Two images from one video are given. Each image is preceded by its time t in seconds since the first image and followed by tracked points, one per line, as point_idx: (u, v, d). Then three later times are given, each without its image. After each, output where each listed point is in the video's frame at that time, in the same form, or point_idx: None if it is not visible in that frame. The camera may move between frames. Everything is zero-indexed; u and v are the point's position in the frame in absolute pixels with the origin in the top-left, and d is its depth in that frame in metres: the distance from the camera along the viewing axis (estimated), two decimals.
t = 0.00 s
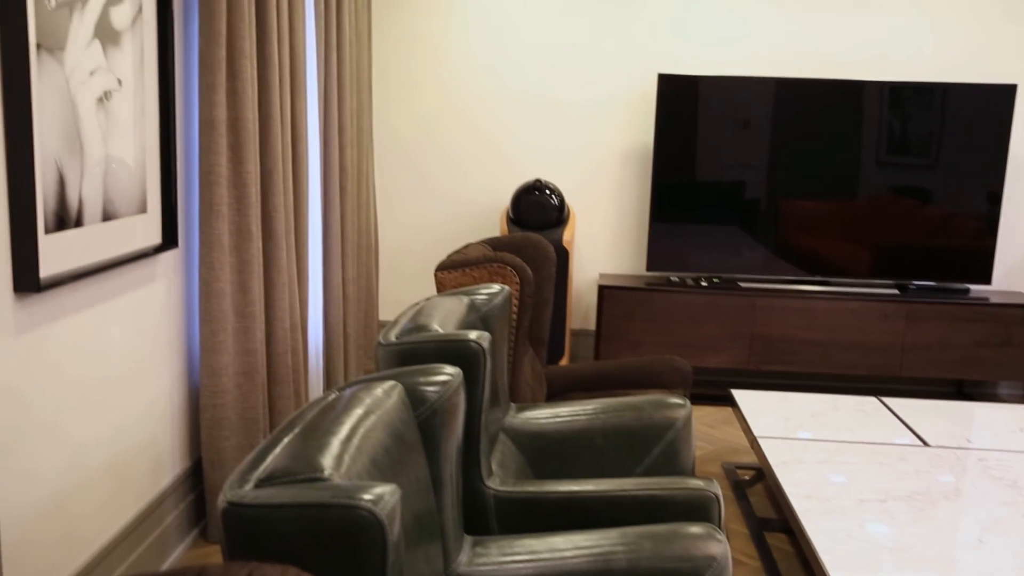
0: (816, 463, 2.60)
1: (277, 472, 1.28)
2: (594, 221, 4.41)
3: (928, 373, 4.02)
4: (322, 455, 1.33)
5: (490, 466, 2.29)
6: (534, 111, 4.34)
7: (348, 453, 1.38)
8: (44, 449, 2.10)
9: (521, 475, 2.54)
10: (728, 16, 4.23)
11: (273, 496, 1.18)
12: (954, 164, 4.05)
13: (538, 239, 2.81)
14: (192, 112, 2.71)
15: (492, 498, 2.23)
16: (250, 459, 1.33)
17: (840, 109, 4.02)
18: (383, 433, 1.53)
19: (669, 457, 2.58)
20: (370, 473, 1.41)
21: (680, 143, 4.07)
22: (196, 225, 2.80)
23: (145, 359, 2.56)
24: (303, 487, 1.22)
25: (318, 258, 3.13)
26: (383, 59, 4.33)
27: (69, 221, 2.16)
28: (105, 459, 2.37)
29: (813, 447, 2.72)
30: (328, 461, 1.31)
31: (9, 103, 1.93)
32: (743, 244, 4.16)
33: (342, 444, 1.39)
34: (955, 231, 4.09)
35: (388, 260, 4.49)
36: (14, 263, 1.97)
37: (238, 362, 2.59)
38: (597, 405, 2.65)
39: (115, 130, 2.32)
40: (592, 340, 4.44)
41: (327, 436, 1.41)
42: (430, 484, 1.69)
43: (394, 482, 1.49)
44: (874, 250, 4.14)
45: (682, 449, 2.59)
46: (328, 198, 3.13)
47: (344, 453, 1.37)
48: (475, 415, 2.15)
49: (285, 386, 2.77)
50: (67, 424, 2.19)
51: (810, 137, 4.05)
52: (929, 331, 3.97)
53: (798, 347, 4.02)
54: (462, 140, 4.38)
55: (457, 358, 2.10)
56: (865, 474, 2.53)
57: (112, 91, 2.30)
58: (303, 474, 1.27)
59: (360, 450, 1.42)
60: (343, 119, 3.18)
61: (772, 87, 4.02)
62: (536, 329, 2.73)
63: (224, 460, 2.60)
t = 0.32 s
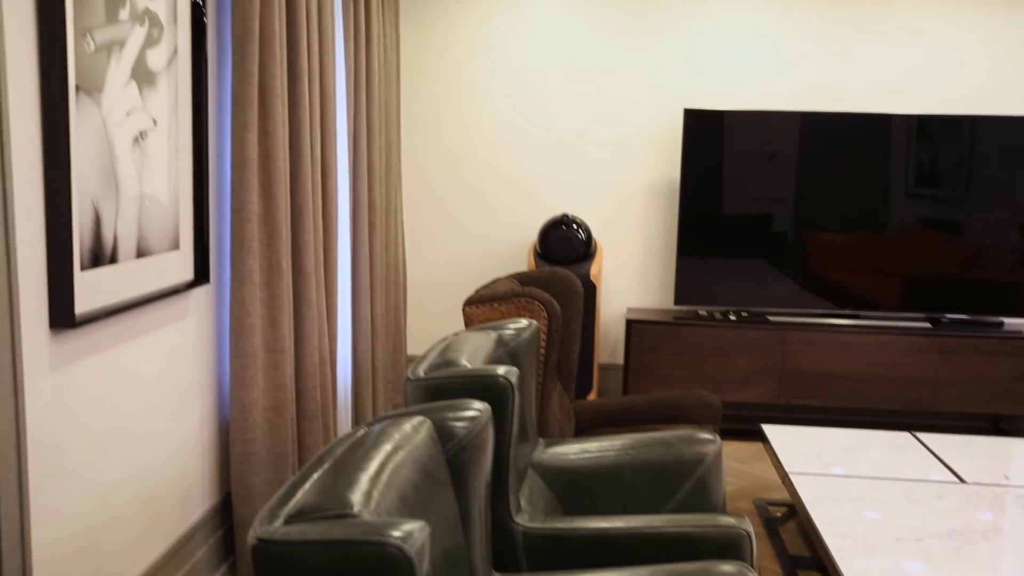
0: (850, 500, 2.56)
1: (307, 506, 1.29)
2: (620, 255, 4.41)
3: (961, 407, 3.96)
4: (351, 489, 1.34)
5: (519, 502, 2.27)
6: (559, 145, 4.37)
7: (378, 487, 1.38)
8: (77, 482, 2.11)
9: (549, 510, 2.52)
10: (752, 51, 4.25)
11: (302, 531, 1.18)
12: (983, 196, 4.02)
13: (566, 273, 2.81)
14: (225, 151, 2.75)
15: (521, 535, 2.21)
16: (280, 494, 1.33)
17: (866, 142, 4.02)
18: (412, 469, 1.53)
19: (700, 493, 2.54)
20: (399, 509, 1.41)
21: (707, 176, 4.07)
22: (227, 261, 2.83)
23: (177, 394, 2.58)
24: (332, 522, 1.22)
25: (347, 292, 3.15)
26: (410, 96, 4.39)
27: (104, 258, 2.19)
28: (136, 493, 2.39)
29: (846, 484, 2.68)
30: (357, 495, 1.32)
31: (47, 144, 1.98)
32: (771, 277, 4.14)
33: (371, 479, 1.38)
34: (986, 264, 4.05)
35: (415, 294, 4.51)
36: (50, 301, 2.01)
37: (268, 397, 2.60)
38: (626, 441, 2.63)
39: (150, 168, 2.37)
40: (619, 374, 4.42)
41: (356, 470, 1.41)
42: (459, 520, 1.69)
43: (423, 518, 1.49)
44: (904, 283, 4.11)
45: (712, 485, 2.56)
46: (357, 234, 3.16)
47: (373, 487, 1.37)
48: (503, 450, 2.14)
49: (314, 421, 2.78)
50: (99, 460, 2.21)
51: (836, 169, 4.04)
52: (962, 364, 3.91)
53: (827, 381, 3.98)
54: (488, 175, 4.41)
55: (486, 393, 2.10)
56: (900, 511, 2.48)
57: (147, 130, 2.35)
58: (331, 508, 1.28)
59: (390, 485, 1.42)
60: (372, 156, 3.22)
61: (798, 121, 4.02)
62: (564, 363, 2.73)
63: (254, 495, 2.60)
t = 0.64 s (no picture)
0: (886, 539, 2.51)
1: (337, 544, 1.29)
2: (648, 289, 4.40)
3: (998, 442, 3.88)
4: (381, 527, 1.33)
5: (549, 539, 2.25)
6: (585, 179, 4.39)
7: (407, 524, 1.37)
8: (108, 518, 2.12)
9: (579, 548, 2.50)
10: (779, 84, 4.26)
11: (331, 569, 1.18)
12: (1015, 229, 3.98)
13: (595, 308, 2.81)
14: (257, 189, 2.79)
15: (551, 572, 2.18)
16: (310, 531, 1.34)
17: (895, 174, 4.00)
18: (441, 506, 1.52)
19: (732, 531, 2.48)
20: (428, 547, 1.39)
21: (734, 210, 4.07)
22: (258, 298, 2.86)
23: (207, 430, 2.59)
24: (360, 561, 1.22)
25: (376, 327, 3.17)
26: (438, 131, 4.44)
27: (138, 295, 2.22)
28: (166, 528, 2.39)
29: (882, 522, 2.63)
30: (387, 533, 1.31)
31: (85, 186, 2.02)
32: (801, 311, 4.11)
33: (400, 517, 1.38)
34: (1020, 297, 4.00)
35: (441, 328, 4.52)
36: (85, 340, 2.04)
37: (297, 433, 2.61)
38: (656, 477, 2.59)
39: (183, 205, 2.41)
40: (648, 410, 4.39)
41: (385, 507, 1.41)
42: (488, 559, 1.66)
43: (452, 556, 1.47)
44: (936, 317, 4.06)
45: (745, 522, 2.50)
46: (387, 270, 3.18)
47: (402, 524, 1.36)
48: (532, 486, 2.12)
49: (343, 457, 2.78)
50: (130, 496, 2.22)
51: (865, 202, 4.03)
52: (997, 399, 3.84)
53: (859, 416, 3.92)
54: (514, 209, 4.43)
55: (515, 429, 2.09)
56: (938, 551, 2.43)
57: (181, 170, 2.39)
58: (361, 545, 1.28)
59: (419, 522, 1.41)
60: (401, 192, 3.25)
61: (826, 155, 4.02)
62: (593, 399, 2.72)
63: (282, 533, 2.60)
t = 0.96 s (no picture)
0: None
1: None
2: (679, 321, 4.37)
3: None
4: (410, 563, 1.31)
5: None
6: (613, 209, 4.39)
7: (437, 560, 1.35)
8: (140, 553, 2.13)
9: None
10: (809, 116, 4.25)
11: None
12: None
13: (625, 341, 2.82)
14: (289, 225, 2.83)
15: None
16: (339, 567, 1.32)
17: (928, 204, 3.96)
18: (472, 541, 1.50)
19: (767, 568, 2.41)
20: None
21: (764, 240, 4.06)
22: (289, 333, 2.88)
23: (239, 463, 2.61)
24: None
25: (406, 360, 3.19)
26: (468, 164, 4.47)
27: (171, 330, 2.25)
28: (197, 562, 2.40)
29: (920, 559, 2.57)
30: (417, 569, 1.29)
31: (122, 224, 2.05)
32: (834, 343, 4.06)
33: (430, 552, 1.36)
34: None
35: (470, 361, 4.52)
36: (119, 374, 2.06)
37: (328, 467, 2.61)
38: (689, 512, 2.52)
39: (217, 240, 2.44)
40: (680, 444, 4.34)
41: (416, 543, 1.39)
42: None
43: None
44: (973, 348, 3.99)
45: (780, 559, 2.43)
46: (417, 304, 3.20)
47: (432, 560, 1.34)
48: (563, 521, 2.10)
49: (373, 491, 2.78)
50: (163, 530, 2.23)
51: (897, 232, 3.99)
52: None
53: (895, 451, 3.85)
54: (541, 239, 4.44)
55: (545, 464, 2.07)
56: None
57: (215, 207, 2.42)
58: None
59: (450, 556, 1.39)
60: (430, 227, 3.28)
61: (857, 186, 4.00)
62: (623, 433, 2.70)
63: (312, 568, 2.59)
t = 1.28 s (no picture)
0: None
1: None
2: (708, 351, 4.34)
3: None
4: None
5: None
6: (640, 237, 4.38)
7: None
8: None
9: None
10: (838, 145, 4.23)
11: None
12: None
13: (655, 372, 2.81)
14: (319, 259, 2.86)
15: None
16: None
17: (961, 232, 3.92)
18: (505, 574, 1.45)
19: None
20: None
21: (794, 268, 4.03)
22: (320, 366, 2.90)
23: (270, 496, 2.62)
24: None
25: (435, 392, 3.19)
26: (495, 193, 4.50)
27: (203, 362, 2.27)
28: None
29: None
30: None
31: (157, 258, 2.08)
32: (867, 373, 4.01)
33: None
34: None
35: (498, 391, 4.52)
36: (152, 408, 2.09)
37: (357, 499, 2.61)
38: (721, 546, 2.46)
39: (248, 273, 2.46)
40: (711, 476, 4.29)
41: None
42: None
43: None
44: (1010, 379, 3.92)
45: None
46: (446, 335, 3.21)
47: None
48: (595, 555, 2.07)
49: (402, 524, 2.77)
50: (194, 563, 2.24)
51: (930, 260, 3.95)
52: None
53: (932, 483, 3.78)
54: (567, 267, 4.44)
55: (576, 498, 2.04)
56: None
57: (247, 240, 2.45)
58: None
59: None
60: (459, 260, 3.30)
61: (889, 217, 3.97)
62: (654, 465, 2.69)
63: None
